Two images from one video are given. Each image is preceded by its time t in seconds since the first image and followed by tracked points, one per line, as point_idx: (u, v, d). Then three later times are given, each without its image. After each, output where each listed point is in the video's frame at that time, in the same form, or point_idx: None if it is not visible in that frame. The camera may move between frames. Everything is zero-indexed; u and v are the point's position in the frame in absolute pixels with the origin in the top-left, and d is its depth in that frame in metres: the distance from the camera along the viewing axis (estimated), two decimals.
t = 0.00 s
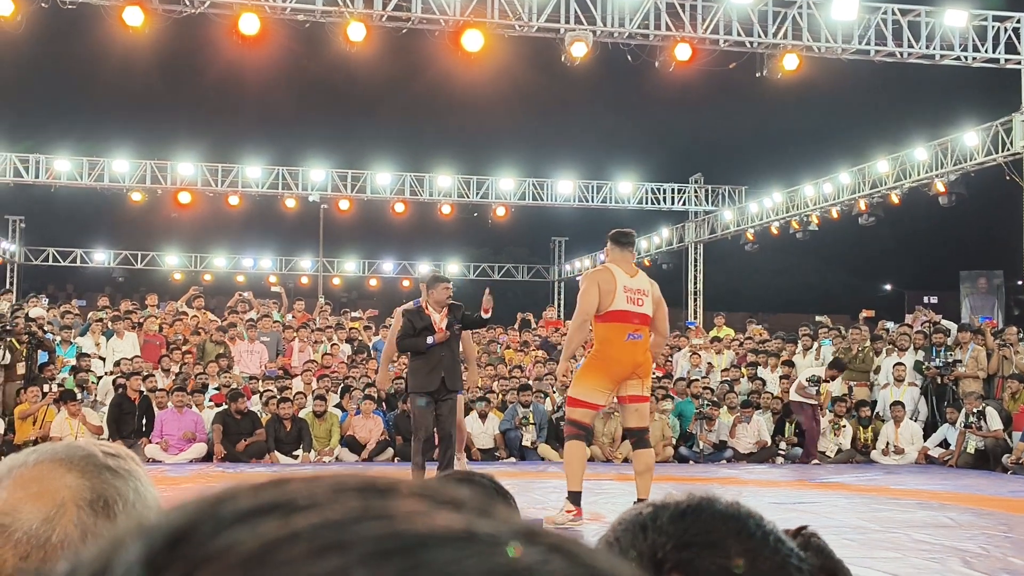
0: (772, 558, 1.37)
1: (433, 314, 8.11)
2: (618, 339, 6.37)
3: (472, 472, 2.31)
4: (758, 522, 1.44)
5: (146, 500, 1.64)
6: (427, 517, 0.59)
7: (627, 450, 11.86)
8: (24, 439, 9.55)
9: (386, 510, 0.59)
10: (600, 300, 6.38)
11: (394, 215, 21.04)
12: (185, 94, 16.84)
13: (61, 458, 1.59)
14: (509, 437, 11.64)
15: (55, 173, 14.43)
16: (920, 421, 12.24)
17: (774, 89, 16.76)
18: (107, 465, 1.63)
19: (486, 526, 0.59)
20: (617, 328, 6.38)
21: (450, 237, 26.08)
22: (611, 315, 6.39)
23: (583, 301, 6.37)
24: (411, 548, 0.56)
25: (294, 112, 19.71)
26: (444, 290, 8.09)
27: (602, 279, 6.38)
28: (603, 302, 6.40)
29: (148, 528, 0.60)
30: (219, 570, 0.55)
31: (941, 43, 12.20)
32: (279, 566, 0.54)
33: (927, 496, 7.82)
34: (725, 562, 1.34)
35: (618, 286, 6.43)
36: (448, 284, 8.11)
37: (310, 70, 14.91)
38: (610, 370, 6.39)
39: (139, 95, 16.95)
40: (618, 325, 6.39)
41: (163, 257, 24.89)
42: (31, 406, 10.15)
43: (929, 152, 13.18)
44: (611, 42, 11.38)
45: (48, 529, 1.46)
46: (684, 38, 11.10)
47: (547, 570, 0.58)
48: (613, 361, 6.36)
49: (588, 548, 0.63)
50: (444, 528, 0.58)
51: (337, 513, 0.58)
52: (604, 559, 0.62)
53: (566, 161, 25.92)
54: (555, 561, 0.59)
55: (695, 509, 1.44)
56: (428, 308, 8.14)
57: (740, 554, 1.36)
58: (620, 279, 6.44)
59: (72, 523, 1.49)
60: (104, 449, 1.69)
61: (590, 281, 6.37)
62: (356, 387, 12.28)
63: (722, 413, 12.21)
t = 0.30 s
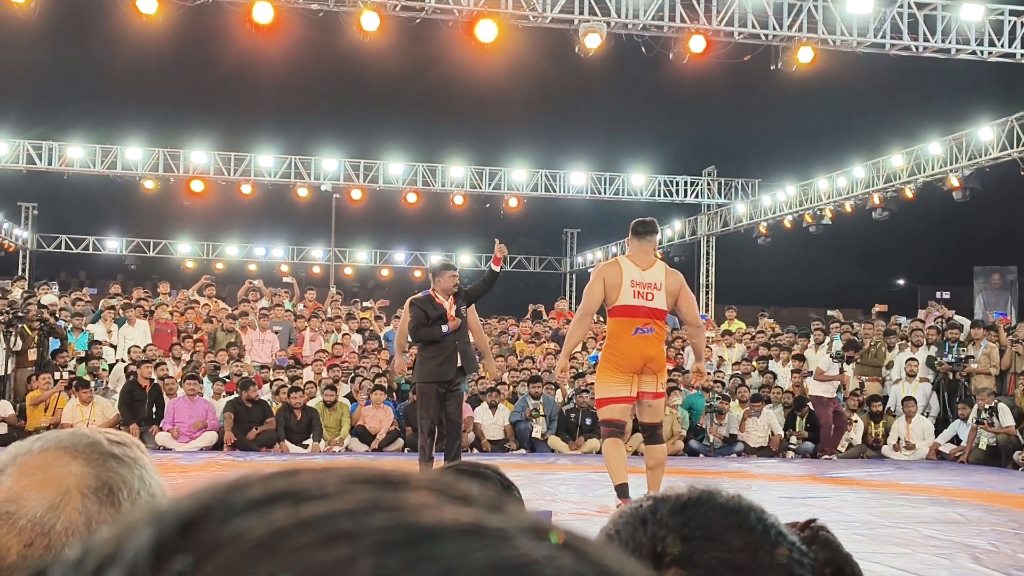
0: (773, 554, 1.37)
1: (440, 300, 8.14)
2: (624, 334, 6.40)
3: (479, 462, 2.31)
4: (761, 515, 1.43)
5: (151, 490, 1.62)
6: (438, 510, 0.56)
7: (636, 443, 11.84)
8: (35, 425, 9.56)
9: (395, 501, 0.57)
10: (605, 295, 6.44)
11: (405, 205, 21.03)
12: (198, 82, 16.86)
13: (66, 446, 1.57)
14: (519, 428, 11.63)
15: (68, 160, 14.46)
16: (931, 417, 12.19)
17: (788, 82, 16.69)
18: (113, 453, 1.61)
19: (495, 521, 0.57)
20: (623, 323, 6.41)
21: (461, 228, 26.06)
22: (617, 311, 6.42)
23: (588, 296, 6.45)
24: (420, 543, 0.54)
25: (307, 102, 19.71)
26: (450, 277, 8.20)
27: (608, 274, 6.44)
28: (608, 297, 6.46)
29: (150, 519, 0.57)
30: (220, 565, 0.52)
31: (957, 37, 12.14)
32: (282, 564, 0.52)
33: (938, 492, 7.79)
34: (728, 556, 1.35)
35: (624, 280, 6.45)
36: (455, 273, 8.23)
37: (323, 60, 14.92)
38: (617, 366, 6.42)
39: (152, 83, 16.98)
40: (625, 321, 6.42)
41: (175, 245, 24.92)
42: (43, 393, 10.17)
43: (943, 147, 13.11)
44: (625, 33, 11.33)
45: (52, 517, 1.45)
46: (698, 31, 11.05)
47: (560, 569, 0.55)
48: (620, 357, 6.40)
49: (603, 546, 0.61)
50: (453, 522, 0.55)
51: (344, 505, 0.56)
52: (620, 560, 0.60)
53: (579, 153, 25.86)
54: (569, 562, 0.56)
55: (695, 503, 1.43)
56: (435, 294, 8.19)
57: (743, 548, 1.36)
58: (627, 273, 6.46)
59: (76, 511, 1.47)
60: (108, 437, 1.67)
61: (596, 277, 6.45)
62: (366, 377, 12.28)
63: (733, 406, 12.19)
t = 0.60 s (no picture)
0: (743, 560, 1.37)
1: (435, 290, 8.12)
2: (619, 327, 6.41)
3: (469, 451, 2.32)
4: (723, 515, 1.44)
5: (149, 480, 1.62)
6: (426, 508, 0.56)
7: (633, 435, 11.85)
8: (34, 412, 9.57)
9: (382, 501, 0.56)
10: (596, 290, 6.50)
11: (406, 196, 21.00)
12: (197, 71, 16.84)
13: (63, 432, 1.57)
14: (517, 420, 11.65)
15: (68, 148, 14.44)
16: (929, 412, 12.18)
17: (789, 76, 16.69)
18: (111, 441, 1.62)
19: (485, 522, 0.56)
20: (616, 316, 6.44)
21: (462, 219, 26.04)
22: (610, 304, 6.46)
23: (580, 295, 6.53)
24: (408, 542, 0.53)
25: (308, 92, 19.70)
26: (446, 268, 8.14)
27: (595, 273, 6.57)
28: (600, 292, 6.54)
29: (135, 513, 0.57)
30: (206, 562, 0.51)
31: (958, 32, 12.12)
32: (268, 562, 0.51)
33: (933, 488, 7.82)
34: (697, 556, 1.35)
35: (612, 274, 6.50)
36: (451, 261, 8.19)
37: (324, 49, 14.88)
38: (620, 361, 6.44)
39: (153, 70, 16.92)
40: (620, 313, 6.43)
41: (175, 235, 24.88)
42: (42, 380, 10.17)
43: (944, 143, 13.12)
44: (627, 25, 11.30)
45: (50, 504, 1.46)
46: (700, 23, 11.03)
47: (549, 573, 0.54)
48: (617, 350, 6.41)
49: (595, 549, 0.61)
50: (439, 520, 0.55)
51: (331, 503, 0.55)
52: (609, 564, 0.59)
53: (580, 145, 25.85)
54: (560, 563, 0.56)
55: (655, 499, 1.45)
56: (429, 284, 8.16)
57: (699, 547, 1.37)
58: (613, 266, 6.51)
59: (74, 498, 1.49)
60: (105, 426, 1.67)
61: (587, 277, 6.60)
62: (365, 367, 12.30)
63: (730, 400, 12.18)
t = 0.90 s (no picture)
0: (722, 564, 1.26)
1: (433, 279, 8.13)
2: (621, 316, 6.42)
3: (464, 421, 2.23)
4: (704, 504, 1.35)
5: (146, 464, 1.62)
6: (460, 497, 0.49)
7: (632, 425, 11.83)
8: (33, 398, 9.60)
9: (411, 487, 0.49)
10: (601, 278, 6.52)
11: (406, 185, 21.06)
12: (199, 59, 16.86)
13: (59, 415, 1.57)
14: (516, 409, 11.66)
15: (69, 134, 14.45)
16: (927, 405, 12.21)
17: (790, 68, 16.70)
18: (107, 423, 1.60)
19: (523, 512, 0.50)
20: (620, 304, 6.43)
21: (462, 208, 26.08)
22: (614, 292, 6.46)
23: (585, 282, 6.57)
24: (443, 540, 0.46)
25: (311, 80, 19.73)
26: (445, 257, 8.14)
27: (600, 256, 6.55)
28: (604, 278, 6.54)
29: (144, 501, 0.51)
30: (221, 561, 0.46)
31: (960, 25, 12.12)
32: (288, 560, 0.45)
33: (931, 480, 7.83)
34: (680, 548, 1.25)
35: (618, 261, 6.48)
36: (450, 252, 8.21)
37: (326, 37, 14.95)
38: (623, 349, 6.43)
39: (157, 58, 17.00)
40: (623, 301, 6.42)
41: (176, 221, 24.92)
42: (41, 365, 10.18)
43: (944, 136, 13.12)
44: (629, 16, 11.30)
45: (44, 486, 1.49)
46: (702, 15, 11.04)
47: None
48: (619, 338, 6.43)
49: (648, 547, 0.54)
50: (477, 512, 0.48)
51: (360, 488, 0.49)
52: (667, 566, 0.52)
53: (580, 136, 25.87)
54: (612, 562, 0.49)
55: (639, 483, 1.34)
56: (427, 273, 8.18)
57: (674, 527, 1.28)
58: (618, 253, 6.48)
59: (68, 482, 1.50)
60: (105, 408, 1.66)
61: (592, 262, 6.60)
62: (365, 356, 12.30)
63: (729, 391, 12.19)
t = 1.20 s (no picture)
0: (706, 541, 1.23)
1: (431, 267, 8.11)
2: (646, 306, 6.36)
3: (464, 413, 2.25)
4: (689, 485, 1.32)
5: (142, 449, 1.61)
6: (468, 488, 0.48)
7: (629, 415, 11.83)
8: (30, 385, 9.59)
9: (417, 476, 0.48)
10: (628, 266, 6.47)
11: (405, 173, 21.00)
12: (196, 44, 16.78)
13: (55, 400, 1.56)
14: (513, 398, 11.65)
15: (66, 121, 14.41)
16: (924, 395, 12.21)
17: (789, 57, 16.65)
18: (103, 408, 1.60)
19: (532, 503, 0.49)
20: (645, 294, 6.37)
21: (460, 197, 26.02)
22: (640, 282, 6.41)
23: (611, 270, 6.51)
24: (450, 528, 0.45)
25: (308, 67, 19.64)
26: (442, 247, 8.19)
27: (627, 245, 6.51)
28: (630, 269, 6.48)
29: (144, 488, 0.50)
30: (221, 547, 0.44)
31: (960, 16, 12.09)
32: (290, 549, 0.43)
33: (928, 470, 7.83)
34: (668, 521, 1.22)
35: (645, 250, 6.44)
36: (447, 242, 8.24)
37: (324, 25, 14.92)
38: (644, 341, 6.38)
39: (154, 44, 16.96)
40: (648, 292, 6.38)
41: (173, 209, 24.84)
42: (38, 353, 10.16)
43: (943, 126, 13.11)
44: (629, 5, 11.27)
45: (41, 472, 1.49)
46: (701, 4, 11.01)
47: (617, 567, 0.46)
48: (642, 330, 6.36)
49: (657, 539, 0.53)
50: (483, 502, 0.47)
51: (365, 473, 0.48)
52: (675, 557, 0.51)
53: (579, 124, 25.80)
54: (621, 548, 0.48)
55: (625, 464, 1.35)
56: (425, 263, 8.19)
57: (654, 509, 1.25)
58: (646, 242, 6.45)
59: (63, 468, 1.50)
60: (101, 393, 1.65)
61: (618, 252, 6.55)
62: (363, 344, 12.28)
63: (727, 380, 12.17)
